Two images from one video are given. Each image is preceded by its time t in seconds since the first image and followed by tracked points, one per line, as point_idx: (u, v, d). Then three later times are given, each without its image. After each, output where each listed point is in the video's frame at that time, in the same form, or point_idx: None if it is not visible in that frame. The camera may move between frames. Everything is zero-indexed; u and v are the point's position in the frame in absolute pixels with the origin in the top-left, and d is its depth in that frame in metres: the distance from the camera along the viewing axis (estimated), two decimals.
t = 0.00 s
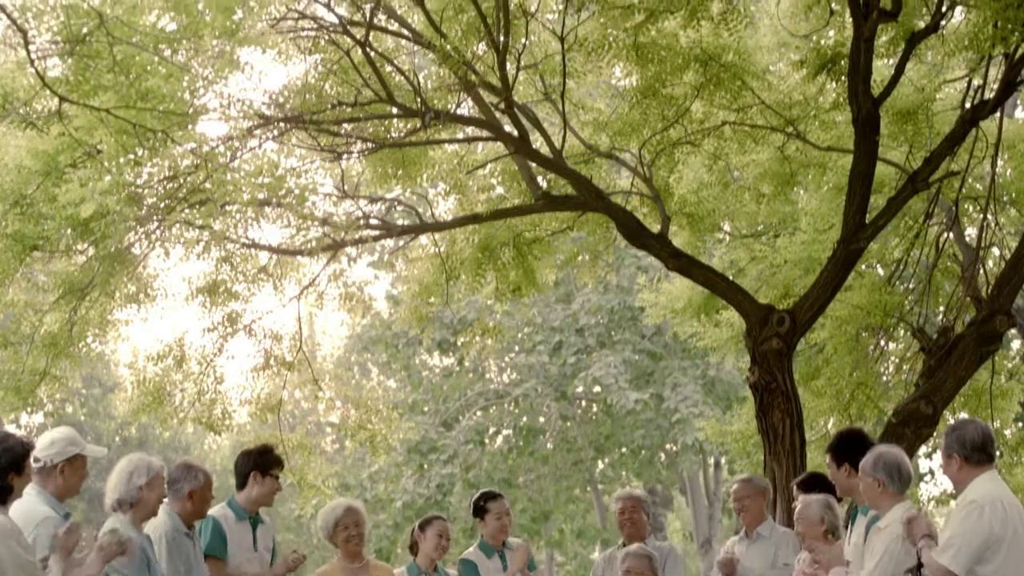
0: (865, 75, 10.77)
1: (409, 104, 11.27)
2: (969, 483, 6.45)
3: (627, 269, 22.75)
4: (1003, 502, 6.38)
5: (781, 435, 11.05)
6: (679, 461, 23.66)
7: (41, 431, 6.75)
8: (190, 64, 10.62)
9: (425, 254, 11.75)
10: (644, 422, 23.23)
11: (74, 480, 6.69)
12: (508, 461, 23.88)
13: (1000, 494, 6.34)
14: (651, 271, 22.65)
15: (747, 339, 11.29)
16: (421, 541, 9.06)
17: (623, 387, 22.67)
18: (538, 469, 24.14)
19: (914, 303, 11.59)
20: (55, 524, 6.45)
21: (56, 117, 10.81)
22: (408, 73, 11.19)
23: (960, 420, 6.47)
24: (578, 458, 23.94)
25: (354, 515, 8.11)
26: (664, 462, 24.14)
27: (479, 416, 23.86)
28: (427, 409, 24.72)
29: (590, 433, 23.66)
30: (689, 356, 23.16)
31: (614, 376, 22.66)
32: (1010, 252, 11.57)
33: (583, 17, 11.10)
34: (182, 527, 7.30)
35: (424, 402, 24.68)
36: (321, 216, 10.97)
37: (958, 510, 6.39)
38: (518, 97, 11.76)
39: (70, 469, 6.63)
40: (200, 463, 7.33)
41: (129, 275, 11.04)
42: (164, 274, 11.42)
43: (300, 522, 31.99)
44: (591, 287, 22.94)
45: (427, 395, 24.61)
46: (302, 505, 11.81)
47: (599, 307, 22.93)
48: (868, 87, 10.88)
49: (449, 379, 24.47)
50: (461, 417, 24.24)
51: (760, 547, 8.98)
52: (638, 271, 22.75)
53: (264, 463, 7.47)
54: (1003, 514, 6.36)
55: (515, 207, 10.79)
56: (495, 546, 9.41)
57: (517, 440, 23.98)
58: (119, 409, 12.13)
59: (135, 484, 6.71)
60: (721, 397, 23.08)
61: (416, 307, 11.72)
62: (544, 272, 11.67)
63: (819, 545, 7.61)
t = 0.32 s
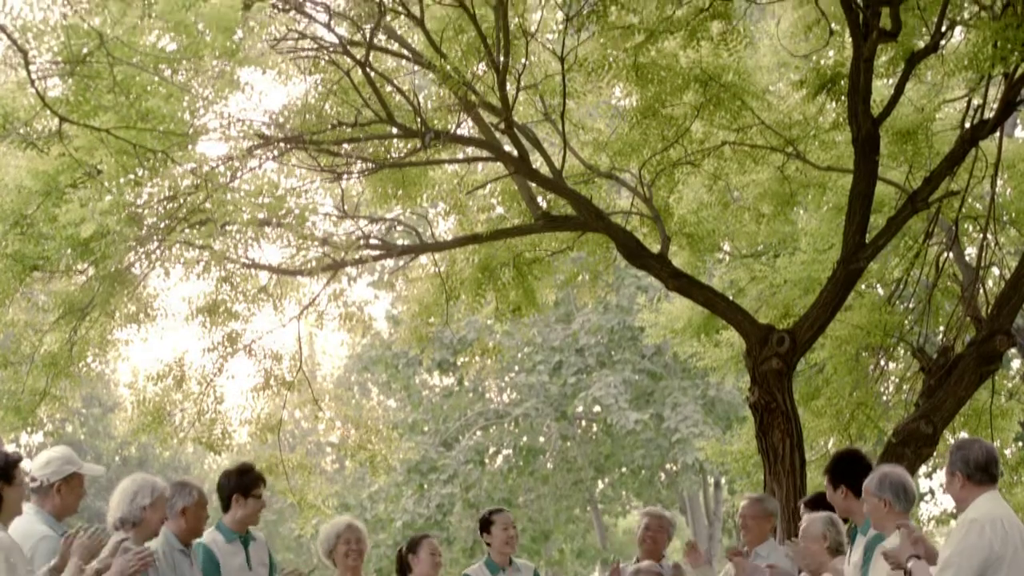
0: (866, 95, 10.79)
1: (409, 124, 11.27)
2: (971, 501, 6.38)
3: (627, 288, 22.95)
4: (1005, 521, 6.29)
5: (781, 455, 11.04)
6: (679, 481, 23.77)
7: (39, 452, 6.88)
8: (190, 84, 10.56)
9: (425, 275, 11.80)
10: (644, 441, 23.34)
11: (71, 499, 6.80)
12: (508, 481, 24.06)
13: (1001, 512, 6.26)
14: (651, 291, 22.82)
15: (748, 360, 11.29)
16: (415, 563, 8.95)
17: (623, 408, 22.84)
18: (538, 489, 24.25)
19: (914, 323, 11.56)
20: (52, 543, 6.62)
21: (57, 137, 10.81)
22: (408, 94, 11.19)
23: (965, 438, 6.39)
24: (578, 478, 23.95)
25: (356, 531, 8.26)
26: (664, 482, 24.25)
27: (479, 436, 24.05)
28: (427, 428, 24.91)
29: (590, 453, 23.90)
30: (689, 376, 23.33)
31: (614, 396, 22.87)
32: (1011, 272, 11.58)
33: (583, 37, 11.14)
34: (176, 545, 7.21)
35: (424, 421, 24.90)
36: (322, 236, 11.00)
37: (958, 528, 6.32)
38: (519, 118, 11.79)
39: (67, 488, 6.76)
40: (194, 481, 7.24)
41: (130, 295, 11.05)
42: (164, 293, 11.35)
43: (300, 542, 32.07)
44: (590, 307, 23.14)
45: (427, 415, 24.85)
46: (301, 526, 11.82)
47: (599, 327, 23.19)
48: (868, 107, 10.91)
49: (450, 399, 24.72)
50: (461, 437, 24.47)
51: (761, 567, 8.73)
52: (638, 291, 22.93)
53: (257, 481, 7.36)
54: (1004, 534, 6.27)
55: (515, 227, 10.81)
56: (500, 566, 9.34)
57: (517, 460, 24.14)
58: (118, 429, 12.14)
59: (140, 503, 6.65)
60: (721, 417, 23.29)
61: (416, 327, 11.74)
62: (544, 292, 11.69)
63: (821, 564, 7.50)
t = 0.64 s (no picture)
0: (865, 116, 10.78)
1: (408, 146, 11.23)
2: (968, 524, 6.36)
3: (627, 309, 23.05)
4: (1004, 544, 6.27)
5: (781, 476, 10.97)
6: (678, 501, 23.89)
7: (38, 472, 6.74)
8: (189, 106, 10.71)
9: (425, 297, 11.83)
10: (644, 462, 23.50)
11: (70, 520, 6.68)
12: (508, 502, 24.31)
13: (999, 534, 6.23)
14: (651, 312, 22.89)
15: (748, 381, 11.26)
16: None
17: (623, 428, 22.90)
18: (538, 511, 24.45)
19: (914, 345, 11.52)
20: (52, 564, 6.47)
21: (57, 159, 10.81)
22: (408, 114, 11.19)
23: (961, 460, 6.38)
24: (577, 499, 24.32)
25: (379, 556, 7.88)
26: (664, 504, 24.36)
27: (479, 457, 24.44)
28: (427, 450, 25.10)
29: (590, 474, 24.06)
30: (689, 397, 23.41)
31: (614, 417, 22.94)
32: (1011, 294, 11.58)
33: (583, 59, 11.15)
34: (176, 566, 7.16)
35: (424, 443, 25.06)
36: (322, 257, 11.03)
37: (957, 551, 6.31)
38: (518, 139, 11.80)
39: (66, 509, 6.64)
40: (194, 503, 7.18)
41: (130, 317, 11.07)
42: (164, 315, 11.40)
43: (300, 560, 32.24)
44: (590, 328, 23.26)
45: (427, 436, 25.00)
46: (302, 547, 11.87)
47: (599, 347, 23.35)
48: (868, 128, 10.89)
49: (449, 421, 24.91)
50: (461, 458, 24.76)
51: None
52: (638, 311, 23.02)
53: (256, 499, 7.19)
54: (1003, 556, 6.25)
55: (515, 248, 10.80)
56: None
57: (517, 482, 24.36)
58: (119, 450, 12.19)
59: (137, 526, 6.62)
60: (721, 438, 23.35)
61: (416, 348, 11.79)
62: (543, 313, 11.71)
63: None
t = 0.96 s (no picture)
0: (865, 138, 10.78)
1: (409, 168, 11.34)
2: (966, 546, 6.35)
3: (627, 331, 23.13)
4: (1002, 565, 6.25)
5: (781, 498, 10.87)
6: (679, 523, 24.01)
7: (39, 495, 6.76)
8: (190, 128, 10.47)
9: (425, 319, 11.89)
10: (643, 483, 23.51)
11: (71, 543, 6.67)
12: (508, 524, 24.34)
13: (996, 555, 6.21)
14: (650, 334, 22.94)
15: (748, 404, 11.22)
16: None
17: (623, 450, 22.96)
18: (538, 532, 24.55)
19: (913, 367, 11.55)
20: None
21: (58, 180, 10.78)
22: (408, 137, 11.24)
23: (957, 481, 6.39)
24: (578, 521, 24.33)
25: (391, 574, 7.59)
26: (664, 526, 24.51)
27: (479, 479, 24.51)
28: (427, 471, 25.28)
29: (590, 496, 24.09)
30: (689, 419, 23.54)
31: (614, 438, 23.00)
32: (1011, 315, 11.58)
33: (583, 81, 11.16)
34: None
35: (424, 465, 25.20)
36: (322, 278, 11.01)
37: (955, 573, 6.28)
38: (518, 161, 11.82)
39: (67, 532, 6.62)
40: (194, 526, 6.99)
41: (129, 339, 10.92)
42: (164, 337, 11.26)
43: None
44: (590, 350, 23.35)
45: (427, 458, 25.16)
46: (302, 569, 11.89)
47: (599, 369, 23.34)
48: (869, 150, 10.89)
49: (449, 442, 24.93)
50: (461, 480, 24.83)
51: None
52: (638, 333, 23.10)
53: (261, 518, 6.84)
54: None
55: (515, 270, 10.80)
56: None
57: (517, 503, 24.44)
58: (119, 472, 12.21)
59: (134, 548, 6.58)
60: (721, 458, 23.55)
61: (416, 370, 11.84)
62: (543, 336, 11.77)
63: None
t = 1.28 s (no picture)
0: (865, 159, 10.77)
1: (409, 189, 11.37)
2: (962, 565, 6.57)
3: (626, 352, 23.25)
4: None
5: (781, 518, 10.77)
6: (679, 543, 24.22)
7: (38, 514, 6.75)
8: (189, 149, 10.30)
9: (425, 340, 11.91)
10: (643, 504, 23.63)
11: (70, 563, 6.66)
12: (508, 544, 24.36)
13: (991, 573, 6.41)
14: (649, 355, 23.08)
15: (747, 425, 11.18)
16: None
17: (623, 471, 23.07)
18: (538, 553, 24.58)
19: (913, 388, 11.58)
20: None
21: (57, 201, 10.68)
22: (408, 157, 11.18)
23: (953, 503, 6.65)
24: (577, 542, 24.36)
25: None
26: (663, 546, 24.68)
27: (479, 500, 24.56)
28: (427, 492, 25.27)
29: (589, 516, 24.30)
30: (689, 439, 23.72)
31: (614, 459, 23.15)
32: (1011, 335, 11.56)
33: (582, 101, 11.17)
34: None
35: (424, 486, 25.22)
36: (322, 299, 10.96)
37: None
38: (518, 182, 11.83)
39: (66, 552, 6.61)
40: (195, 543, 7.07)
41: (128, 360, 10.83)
42: (164, 357, 11.19)
43: None
44: (590, 371, 23.50)
45: (427, 479, 25.18)
46: None
47: (599, 390, 23.56)
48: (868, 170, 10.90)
49: (449, 463, 24.98)
50: (461, 501, 24.85)
51: None
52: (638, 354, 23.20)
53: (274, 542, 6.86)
54: None
55: (515, 291, 10.80)
56: None
57: (517, 524, 24.46)
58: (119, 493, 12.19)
59: (136, 568, 6.66)
60: (721, 480, 23.81)
61: (416, 391, 11.88)
62: (543, 356, 11.80)
63: None
